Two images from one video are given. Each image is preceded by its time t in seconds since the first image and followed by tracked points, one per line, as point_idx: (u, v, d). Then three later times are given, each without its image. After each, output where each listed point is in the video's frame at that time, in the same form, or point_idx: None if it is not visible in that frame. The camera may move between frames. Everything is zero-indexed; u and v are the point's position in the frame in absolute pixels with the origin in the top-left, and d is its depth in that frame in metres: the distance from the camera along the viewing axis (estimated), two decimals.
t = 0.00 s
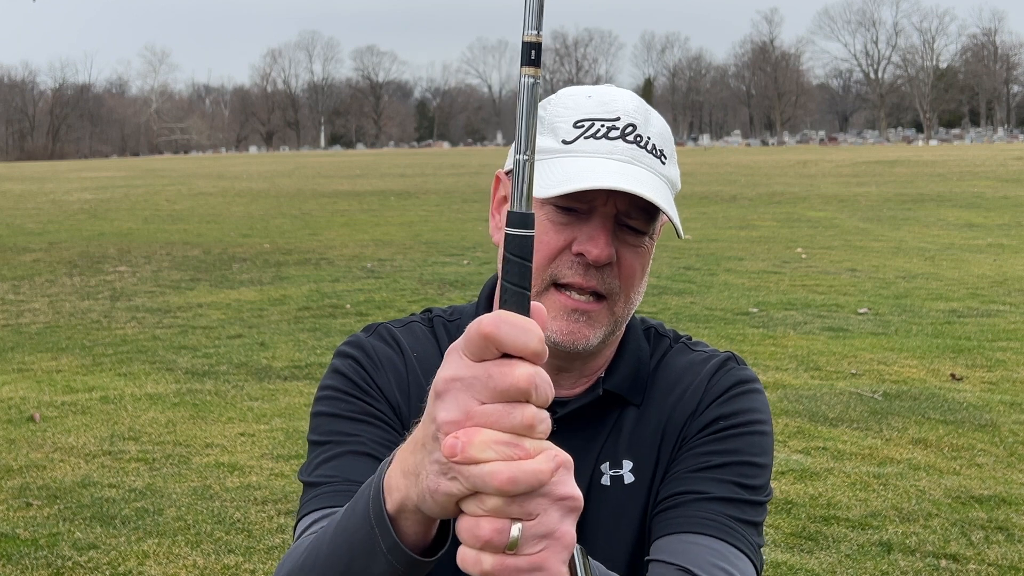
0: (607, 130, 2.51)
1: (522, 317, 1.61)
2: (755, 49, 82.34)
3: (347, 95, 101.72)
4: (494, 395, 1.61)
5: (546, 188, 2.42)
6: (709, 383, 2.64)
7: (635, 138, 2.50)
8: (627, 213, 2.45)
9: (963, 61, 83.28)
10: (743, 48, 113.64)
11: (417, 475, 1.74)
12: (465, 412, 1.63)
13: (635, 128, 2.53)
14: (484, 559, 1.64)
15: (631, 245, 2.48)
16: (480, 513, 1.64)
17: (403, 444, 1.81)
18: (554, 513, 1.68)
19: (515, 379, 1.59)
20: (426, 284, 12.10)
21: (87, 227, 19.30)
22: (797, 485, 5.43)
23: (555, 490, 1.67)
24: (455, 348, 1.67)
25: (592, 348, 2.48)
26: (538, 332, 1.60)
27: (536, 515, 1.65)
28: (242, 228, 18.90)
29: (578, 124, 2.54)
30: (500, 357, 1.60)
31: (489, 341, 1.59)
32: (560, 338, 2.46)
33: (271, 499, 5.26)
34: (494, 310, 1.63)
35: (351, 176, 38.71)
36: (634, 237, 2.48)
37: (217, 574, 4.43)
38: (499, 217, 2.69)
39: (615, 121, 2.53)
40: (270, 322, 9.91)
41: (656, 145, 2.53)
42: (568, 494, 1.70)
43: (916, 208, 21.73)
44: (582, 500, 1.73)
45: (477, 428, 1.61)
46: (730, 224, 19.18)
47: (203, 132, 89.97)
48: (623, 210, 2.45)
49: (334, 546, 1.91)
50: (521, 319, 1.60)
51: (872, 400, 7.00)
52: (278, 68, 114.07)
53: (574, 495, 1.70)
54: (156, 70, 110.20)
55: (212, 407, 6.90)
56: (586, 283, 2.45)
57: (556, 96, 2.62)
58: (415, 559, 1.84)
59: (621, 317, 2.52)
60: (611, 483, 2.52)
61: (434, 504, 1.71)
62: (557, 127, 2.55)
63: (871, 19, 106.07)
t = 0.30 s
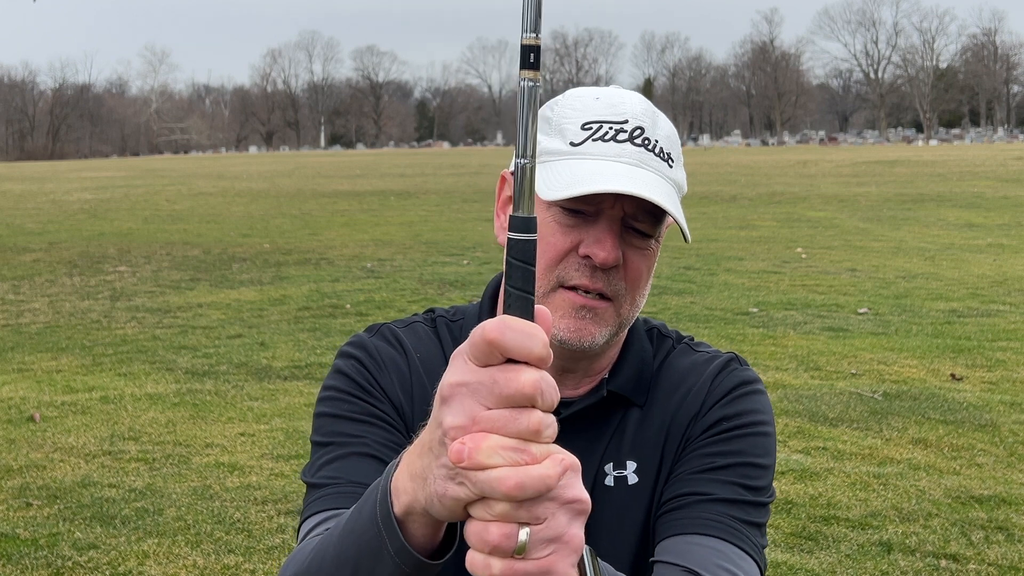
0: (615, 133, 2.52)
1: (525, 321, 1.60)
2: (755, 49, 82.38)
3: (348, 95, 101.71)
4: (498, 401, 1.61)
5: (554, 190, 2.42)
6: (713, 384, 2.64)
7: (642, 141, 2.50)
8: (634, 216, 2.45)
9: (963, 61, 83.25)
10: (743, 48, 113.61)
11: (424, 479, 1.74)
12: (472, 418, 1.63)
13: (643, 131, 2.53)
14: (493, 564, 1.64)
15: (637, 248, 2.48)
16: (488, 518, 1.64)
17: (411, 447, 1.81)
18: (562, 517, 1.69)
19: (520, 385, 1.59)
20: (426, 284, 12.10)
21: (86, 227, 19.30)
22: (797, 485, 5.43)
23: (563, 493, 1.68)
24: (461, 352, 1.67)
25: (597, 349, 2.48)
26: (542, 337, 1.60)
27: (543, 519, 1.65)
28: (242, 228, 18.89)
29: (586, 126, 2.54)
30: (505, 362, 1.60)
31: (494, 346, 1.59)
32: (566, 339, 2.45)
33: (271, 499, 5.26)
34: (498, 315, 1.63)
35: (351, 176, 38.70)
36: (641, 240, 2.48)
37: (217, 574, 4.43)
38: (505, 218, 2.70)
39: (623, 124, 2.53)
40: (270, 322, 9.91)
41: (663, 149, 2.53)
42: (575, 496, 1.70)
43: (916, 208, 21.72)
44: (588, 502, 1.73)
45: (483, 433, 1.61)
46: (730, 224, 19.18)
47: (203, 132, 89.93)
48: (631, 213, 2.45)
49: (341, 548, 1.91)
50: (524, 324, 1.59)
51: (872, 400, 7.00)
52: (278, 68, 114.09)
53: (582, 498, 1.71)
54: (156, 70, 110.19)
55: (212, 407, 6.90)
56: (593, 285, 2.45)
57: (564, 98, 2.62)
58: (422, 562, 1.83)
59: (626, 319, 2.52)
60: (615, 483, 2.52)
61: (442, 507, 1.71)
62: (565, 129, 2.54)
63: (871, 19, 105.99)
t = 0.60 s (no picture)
0: (615, 132, 2.51)
1: (517, 326, 1.60)
2: (755, 49, 82.39)
3: (348, 96, 101.68)
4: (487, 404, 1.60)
5: (553, 189, 2.42)
6: (715, 384, 2.64)
7: (642, 140, 2.49)
8: (634, 215, 2.45)
9: (963, 61, 83.23)
10: (743, 48, 113.59)
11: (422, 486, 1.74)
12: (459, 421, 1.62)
13: (642, 130, 2.52)
14: (493, 568, 1.66)
15: (637, 247, 2.47)
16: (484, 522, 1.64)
17: (408, 454, 1.81)
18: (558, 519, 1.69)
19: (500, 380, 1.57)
20: (426, 284, 12.10)
21: (87, 227, 19.30)
22: (797, 485, 5.44)
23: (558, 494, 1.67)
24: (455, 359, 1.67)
25: (597, 347, 2.48)
26: (534, 341, 1.60)
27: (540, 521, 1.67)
28: (242, 228, 18.89)
29: (586, 125, 2.53)
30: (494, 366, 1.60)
31: (486, 353, 1.60)
32: (566, 337, 2.46)
33: (271, 499, 5.26)
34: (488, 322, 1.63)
35: (352, 176, 38.70)
36: (640, 239, 2.48)
37: (217, 574, 4.43)
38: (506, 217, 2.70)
39: (623, 123, 2.52)
40: (270, 322, 9.90)
41: (663, 148, 2.52)
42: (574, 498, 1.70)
43: (916, 208, 21.72)
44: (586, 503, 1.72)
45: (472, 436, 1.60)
46: (729, 224, 19.18)
47: (202, 132, 89.91)
48: (631, 212, 2.45)
49: (343, 550, 1.91)
50: (516, 329, 1.59)
51: (872, 400, 7.00)
52: (278, 68, 114.09)
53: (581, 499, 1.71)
54: (156, 70, 110.19)
55: (212, 407, 6.90)
56: (593, 283, 2.46)
57: (564, 97, 2.61)
58: (423, 567, 1.83)
59: (627, 319, 2.52)
60: (616, 484, 2.52)
61: (439, 512, 1.71)
62: (565, 128, 2.53)
63: (871, 20, 105.91)
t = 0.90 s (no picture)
0: (613, 133, 2.52)
1: (520, 321, 1.59)
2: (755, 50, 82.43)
3: (348, 95, 101.69)
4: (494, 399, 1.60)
5: (551, 192, 2.42)
6: (716, 384, 2.64)
7: (641, 141, 2.50)
8: (633, 217, 2.44)
9: (963, 61, 83.22)
10: (743, 48, 113.56)
11: (418, 484, 1.74)
12: (462, 418, 1.62)
13: (641, 131, 2.53)
14: (496, 563, 1.65)
15: (636, 249, 2.46)
16: (489, 518, 1.63)
17: (401, 451, 1.81)
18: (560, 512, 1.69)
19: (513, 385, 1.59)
20: (426, 284, 12.10)
21: (87, 227, 19.31)
22: (796, 485, 5.44)
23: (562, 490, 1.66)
24: (454, 355, 1.67)
25: (596, 348, 2.49)
26: (537, 336, 1.59)
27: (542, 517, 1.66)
28: (242, 228, 18.89)
29: (584, 127, 2.53)
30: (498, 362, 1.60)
31: (491, 346, 1.58)
32: (565, 338, 2.46)
33: (271, 499, 5.26)
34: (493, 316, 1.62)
35: (352, 176, 38.70)
36: (639, 240, 2.47)
37: (217, 575, 4.43)
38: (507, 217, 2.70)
39: (622, 124, 2.53)
40: (270, 322, 9.91)
41: (662, 149, 2.53)
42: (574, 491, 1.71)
43: (916, 208, 21.72)
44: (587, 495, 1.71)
45: (475, 434, 1.61)
46: (729, 224, 19.18)
47: (203, 132, 89.90)
48: (629, 214, 2.44)
49: (339, 550, 1.91)
50: (520, 324, 1.58)
51: (872, 400, 7.00)
52: (278, 68, 114.13)
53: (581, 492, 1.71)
54: (156, 70, 110.28)
55: (212, 407, 6.90)
56: (592, 285, 2.45)
57: (563, 98, 2.62)
58: (418, 566, 1.83)
59: (626, 319, 2.52)
60: (616, 485, 2.52)
61: (439, 510, 1.71)
62: (564, 129, 2.54)
63: (871, 19, 105.86)
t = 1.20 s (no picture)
0: (598, 127, 2.52)
1: (509, 334, 1.61)
2: (755, 49, 82.42)
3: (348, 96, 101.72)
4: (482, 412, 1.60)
5: (537, 185, 2.42)
6: (712, 383, 2.64)
7: (625, 134, 2.51)
8: (620, 209, 2.45)
9: (964, 62, 83.21)
10: (743, 48, 113.58)
11: (407, 488, 1.74)
12: (451, 427, 1.61)
13: (627, 124, 2.54)
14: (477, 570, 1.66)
15: (625, 241, 2.47)
16: (472, 528, 1.64)
17: (394, 454, 1.80)
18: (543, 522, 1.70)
19: (507, 400, 1.60)
20: (426, 284, 12.09)
21: (87, 227, 19.30)
22: (796, 485, 5.44)
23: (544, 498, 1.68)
24: (442, 362, 1.66)
25: (588, 342, 2.48)
26: (526, 350, 1.60)
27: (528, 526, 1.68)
28: (242, 228, 18.89)
29: (570, 122, 2.54)
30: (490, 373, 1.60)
31: (478, 359, 1.60)
32: (557, 333, 2.46)
33: (271, 499, 5.26)
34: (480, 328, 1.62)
35: (352, 176, 38.69)
36: (628, 233, 2.47)
37: (217, 575, 4.43)
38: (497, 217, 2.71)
39: (606, 118, 2.54)
40: (270, 322, 9.91)
41: (647, 141, 2.54)
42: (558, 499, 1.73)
43: (916, 208, 21.72)
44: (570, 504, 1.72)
45: (465, 444, 1.61)
46: (729, 224, 19.18)
47: (202, 132, 89.86)
48: (617, 206, 2.45)
49: (332, 550, 1.91)
50: (510, 337, 1.60)
51: (872, 400, 7.00)
52: (278, 68, 114.06)
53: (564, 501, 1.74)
54: (156, 71, 110.30)
55: (212, 407, 6.90)
56: (582, 278, 2.45)
57: (549, 96, 2.63)
58: (409, 567, 1.84)
59: (617, 312, 2.51)
60: (612, 484, 2.52)
61: (426, 516, 1.71)
62: (550, 126, 2.55)
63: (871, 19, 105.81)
